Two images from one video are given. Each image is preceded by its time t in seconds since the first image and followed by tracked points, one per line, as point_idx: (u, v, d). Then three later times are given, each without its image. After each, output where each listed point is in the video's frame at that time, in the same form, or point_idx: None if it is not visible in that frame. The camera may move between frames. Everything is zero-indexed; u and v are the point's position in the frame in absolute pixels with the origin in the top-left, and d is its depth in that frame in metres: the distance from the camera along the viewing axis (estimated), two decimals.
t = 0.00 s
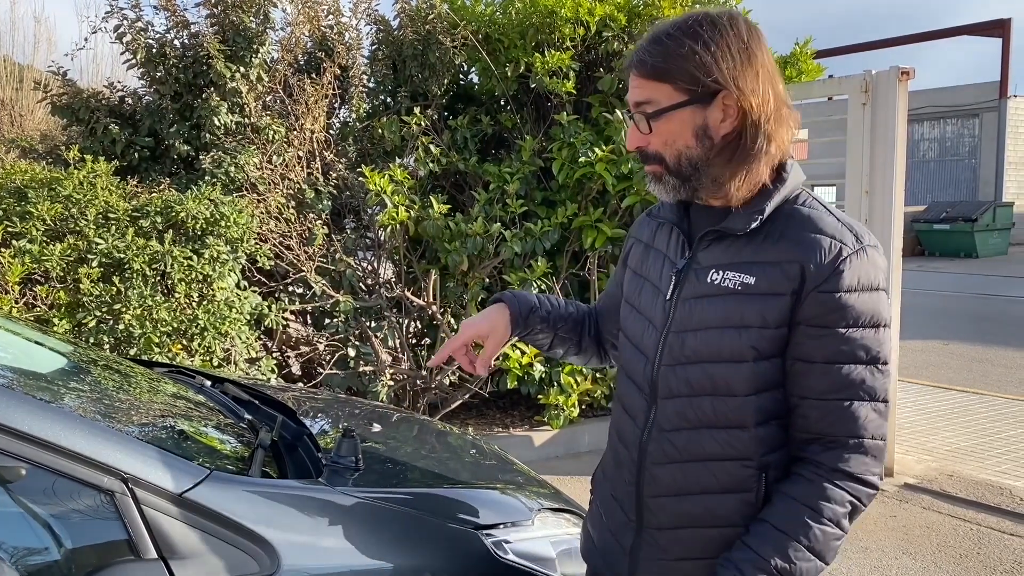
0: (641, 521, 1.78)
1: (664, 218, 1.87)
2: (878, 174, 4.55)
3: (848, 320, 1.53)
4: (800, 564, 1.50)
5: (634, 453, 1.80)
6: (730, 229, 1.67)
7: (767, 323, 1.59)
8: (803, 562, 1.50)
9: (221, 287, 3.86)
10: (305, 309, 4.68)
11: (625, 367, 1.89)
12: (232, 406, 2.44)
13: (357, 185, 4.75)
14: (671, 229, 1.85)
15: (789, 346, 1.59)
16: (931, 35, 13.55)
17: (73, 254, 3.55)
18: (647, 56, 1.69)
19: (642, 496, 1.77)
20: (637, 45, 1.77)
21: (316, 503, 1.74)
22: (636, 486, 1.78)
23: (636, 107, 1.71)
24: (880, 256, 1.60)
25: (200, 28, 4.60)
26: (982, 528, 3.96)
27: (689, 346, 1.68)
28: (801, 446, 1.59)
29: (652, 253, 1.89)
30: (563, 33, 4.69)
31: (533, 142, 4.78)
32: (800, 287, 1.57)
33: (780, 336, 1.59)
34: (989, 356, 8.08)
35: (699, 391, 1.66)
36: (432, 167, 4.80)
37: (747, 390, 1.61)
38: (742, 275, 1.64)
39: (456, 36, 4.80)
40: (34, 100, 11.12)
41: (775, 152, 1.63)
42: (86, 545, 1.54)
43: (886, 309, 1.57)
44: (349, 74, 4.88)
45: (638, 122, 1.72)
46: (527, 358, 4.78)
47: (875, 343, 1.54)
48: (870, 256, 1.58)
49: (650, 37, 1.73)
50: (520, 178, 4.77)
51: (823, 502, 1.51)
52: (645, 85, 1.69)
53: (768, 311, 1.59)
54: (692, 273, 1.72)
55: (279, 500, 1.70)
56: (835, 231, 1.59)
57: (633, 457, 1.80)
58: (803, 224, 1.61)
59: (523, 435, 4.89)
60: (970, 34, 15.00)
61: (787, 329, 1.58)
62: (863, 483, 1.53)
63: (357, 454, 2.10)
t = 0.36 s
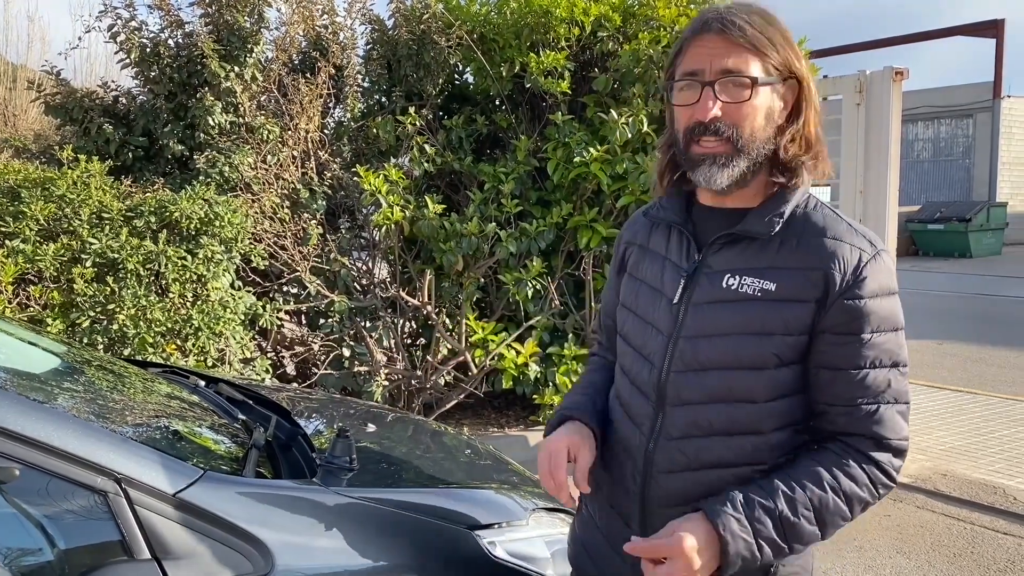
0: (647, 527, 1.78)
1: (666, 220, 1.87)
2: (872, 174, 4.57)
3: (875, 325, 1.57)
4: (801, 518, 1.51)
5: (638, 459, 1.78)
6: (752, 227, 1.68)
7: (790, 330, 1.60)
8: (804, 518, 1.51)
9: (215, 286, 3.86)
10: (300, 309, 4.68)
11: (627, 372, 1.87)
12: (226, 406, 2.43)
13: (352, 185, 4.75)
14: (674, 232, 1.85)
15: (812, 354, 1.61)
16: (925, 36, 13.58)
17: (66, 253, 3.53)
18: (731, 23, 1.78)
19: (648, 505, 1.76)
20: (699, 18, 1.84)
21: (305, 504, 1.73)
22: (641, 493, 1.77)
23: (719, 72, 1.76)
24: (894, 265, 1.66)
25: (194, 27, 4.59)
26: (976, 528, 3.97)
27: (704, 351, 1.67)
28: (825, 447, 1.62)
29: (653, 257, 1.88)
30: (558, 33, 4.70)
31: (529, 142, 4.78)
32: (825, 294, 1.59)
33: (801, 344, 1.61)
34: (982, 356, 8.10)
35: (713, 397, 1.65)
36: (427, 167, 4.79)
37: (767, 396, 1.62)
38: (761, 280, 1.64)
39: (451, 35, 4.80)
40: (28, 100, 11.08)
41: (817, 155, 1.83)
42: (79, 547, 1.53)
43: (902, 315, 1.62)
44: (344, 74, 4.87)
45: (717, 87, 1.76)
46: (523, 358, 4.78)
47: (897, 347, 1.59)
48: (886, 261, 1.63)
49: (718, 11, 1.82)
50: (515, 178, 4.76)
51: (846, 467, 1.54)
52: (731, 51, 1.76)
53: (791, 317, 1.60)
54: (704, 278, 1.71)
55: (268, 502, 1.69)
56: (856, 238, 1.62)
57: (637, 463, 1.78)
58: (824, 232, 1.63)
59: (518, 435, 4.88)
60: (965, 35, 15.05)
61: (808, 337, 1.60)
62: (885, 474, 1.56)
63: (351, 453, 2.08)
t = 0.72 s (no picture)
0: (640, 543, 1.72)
1: (654, 223, 1.84)
2: (864, 175, 4.58)
3: (870, 325, 1.59)
4: (793, 500, 1.54)
5: (631, 468, 1.75)
6: (746, 227, 1.68)
7: (786, 335, 1.61)
8: (796, 501, 1.54)
9: (206, 287, 3.85)
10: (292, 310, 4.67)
11: (617, 378, 1.84)
12: (216, 408, 2.42)
13: (344, 185, 4.74)
14: (663, 235, 1.82)
15: (807, 355, 1.62)
16: (917, 36, 13.63)
17: (57, 254, 3.52)
18: (749, 19, 1.77)
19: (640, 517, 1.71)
20: (712, 9, 1.83)
21: (294, 507, 1.74)
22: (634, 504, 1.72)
23: (734, 64, 1.74)
24: (882, 265, 1.68)
25: (186, 27, 4.58)
26: (967, 527, 3.99)
27: (699, 357, 1.65)
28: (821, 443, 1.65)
29: (642, 260, 1.84)
30: (551, 34, 4.71)
31: (521, 143, 4.78)
32: (818, 296, 1.60)
33: (796, 348, 1.62)
34: (973, 355, 8.14)
35: (708, 402, 1.65)
36: (419, 167, 4.80)
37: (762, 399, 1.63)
38: (755, 285, 1.64)
39: (444, 36, 4.80)
40: (18, 100, 11.03)
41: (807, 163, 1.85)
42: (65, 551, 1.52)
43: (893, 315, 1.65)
44: (336, 74, 4.86)
45: (731, 81, 1.75)
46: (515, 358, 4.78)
47: (891, 346, 1.61)
48: (876, 260, 1.64)
49: (732, 4, 1.81)
50: (508, 179, 4.77)
51: (846, 458, 1.56)
52: (746, 46, 1.75)
53: (786, 322, 1.61)
54: (696, 283, 1.70)
55: (254, 506, 1.68)
56: (847, 238, 1.64)
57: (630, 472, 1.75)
58: (816, 235, 1.64)
59: (510, 435, 4.89)
60: (957, 36, 15.11)
61: (803, 339, 1.62)
62: (882, 469, 1.58)
63: (339, 456, 2.08)
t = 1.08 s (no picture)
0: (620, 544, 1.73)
1: (637, 226, 1.84)
2: (855, 175, 4.59)
3: (849, 341, 1.58)
4: (766, 509, 1.55)
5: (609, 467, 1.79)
6: (719, 242, 1.68)
7: (761, 345, 1.61)
8: (770, 509, 1.55)
9: (197, 288, 3.84)
10: (284, 310, 4.66)
11: (602, 377, 1.86)
12: (205, 410, 2.41)
13: (336, 186, 4.73)
14: (646, 238, 1.83)
15: (783, 366, 1.62)
16: (910, 37, 13.67)
17: (46, 255, 3.50)
18: (715, 35, 1.71)
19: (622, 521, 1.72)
20: (684, 23, 1.78)
21: (275, 510, 1.72)
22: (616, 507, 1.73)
23: (693, 86, 1.72)
24: (867, 276, 1.67)
25: (176, 27, 4.56)
26: (958, 527, 4.00)
27: (676, 365, 1.66)
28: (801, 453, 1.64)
29: (628, 262, 1.85)
30: (543, 34, 4.71)
31: (513, 143, 4.78)
32: (794, 310, 1.60)
33: (774, 357, 1.62)
34: (965, 355, 8.17)
35: (684, 410, 1.66)
36: (411, 167, 4.79)
37: (739, 409, 1.63)
38: (732, 296, 1.64)
39: (436, 35, 4.79)
40: (8, 100, 10.96)
41: (795, 172, 1.78)
42: (50, 554, 1.51)
43: (876, 328, 1.64)
44: (327, 74, 4.84)
45: (687, 103, 1.73)
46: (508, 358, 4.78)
47: (870, 359, 1.60)
48: (860, 272, 1.63)
49: (702, 18, 1.76)
50: (500, 179, 4.76)
51: (821, 468, 1.57)
52: (705, 66, 1.71)
53: (762, 333, 1.61)
54: (675, 290, 1.70)
55: (237, 510, 1.67)
56: (828, 249, 1.62)
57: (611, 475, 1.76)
58: (797, 246, 1.63)
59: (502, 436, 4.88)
60: (949, 36, 15.17)
61: (780, 349, 1.62)
62: (857, 480, 1.58)
63: (326, 458, 2.09)
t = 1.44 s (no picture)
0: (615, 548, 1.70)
1: (621, 226, 1.82)
2: (848, 175, 4.60)
3: (836, 333, 1.62)
4: (761, 490, 1.55)
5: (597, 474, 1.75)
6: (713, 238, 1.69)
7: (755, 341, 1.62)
8: (764, 490, 1.55)
9: (189, 288, 3.83)
10: (277, 310, 4.65)
11: (585, 381, 1.83)
12: (197, 411, 2.41)
13: (329, 186, 4.73)
14: (630, 238, 1.81)
15: (771, 361, 1.64)
16: (903, 37, 13.70)
17: (38, 255, 3.48)
18: (710, 32, 1.74)
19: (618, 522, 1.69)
20: (675, 20, 1.80)
21: (268, 509, 1.73)
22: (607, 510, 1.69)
23: (693, 79, 1.73)
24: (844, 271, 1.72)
25: (169, 27, 4.55)
26: (950, 526, 4.01)
27: (669, 364, 1.65)
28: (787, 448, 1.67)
29: (610, 263, 1.83)
30: (536, 34, 4.71)
31: (507, 143, 4.78)
32: (786, 305, 1.62)
33: (765, 353, 1.63)
34: (958, 355, 8.20)
35: (678, 408, 1.65)
36: (404, 167, 4.78)
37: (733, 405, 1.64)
38: (726, 293, 1.65)
39: (429, 35, 4.78)
40: None
41: (775, 168, 1.84)
42: (36, 556, 1.50)
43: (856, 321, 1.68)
44: (320, 74, 4.83)
45: (689, 96, 1.73)
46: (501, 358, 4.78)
47: (853, 352, 1.64)
48: (842, 266, 1.68)
49: (695, 15, 1.78)
50: (494, 179, 4.76)
51: (811, 452, 1.59)
52: (706, 60, 1.73)
53: (755, 328, 1.62)
54: (668, 289, 1.70)
55: (228, 511, 1.67)
56: (812, 245, 1.66)
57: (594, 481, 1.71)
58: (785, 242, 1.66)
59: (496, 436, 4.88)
60: (942, 37, 15.22)
61: (770, 345, 1.63)
62: (843, 463, 1.61)
63: (318, 459, 2.11)
